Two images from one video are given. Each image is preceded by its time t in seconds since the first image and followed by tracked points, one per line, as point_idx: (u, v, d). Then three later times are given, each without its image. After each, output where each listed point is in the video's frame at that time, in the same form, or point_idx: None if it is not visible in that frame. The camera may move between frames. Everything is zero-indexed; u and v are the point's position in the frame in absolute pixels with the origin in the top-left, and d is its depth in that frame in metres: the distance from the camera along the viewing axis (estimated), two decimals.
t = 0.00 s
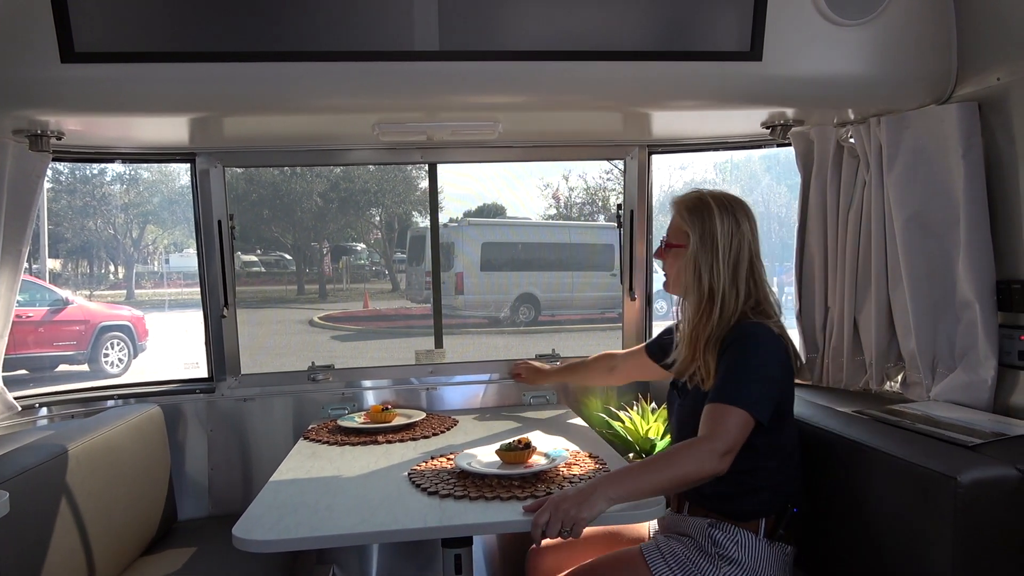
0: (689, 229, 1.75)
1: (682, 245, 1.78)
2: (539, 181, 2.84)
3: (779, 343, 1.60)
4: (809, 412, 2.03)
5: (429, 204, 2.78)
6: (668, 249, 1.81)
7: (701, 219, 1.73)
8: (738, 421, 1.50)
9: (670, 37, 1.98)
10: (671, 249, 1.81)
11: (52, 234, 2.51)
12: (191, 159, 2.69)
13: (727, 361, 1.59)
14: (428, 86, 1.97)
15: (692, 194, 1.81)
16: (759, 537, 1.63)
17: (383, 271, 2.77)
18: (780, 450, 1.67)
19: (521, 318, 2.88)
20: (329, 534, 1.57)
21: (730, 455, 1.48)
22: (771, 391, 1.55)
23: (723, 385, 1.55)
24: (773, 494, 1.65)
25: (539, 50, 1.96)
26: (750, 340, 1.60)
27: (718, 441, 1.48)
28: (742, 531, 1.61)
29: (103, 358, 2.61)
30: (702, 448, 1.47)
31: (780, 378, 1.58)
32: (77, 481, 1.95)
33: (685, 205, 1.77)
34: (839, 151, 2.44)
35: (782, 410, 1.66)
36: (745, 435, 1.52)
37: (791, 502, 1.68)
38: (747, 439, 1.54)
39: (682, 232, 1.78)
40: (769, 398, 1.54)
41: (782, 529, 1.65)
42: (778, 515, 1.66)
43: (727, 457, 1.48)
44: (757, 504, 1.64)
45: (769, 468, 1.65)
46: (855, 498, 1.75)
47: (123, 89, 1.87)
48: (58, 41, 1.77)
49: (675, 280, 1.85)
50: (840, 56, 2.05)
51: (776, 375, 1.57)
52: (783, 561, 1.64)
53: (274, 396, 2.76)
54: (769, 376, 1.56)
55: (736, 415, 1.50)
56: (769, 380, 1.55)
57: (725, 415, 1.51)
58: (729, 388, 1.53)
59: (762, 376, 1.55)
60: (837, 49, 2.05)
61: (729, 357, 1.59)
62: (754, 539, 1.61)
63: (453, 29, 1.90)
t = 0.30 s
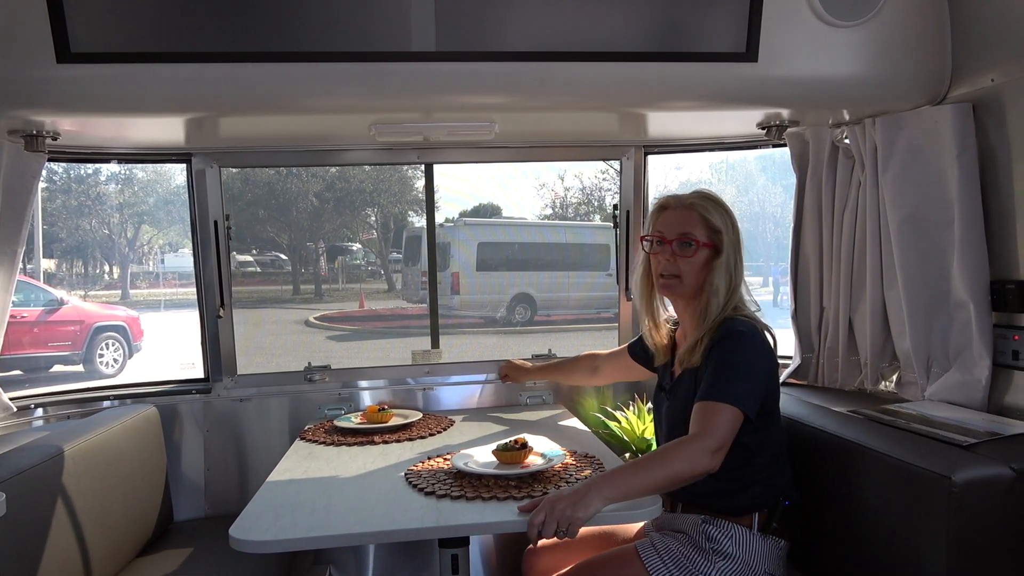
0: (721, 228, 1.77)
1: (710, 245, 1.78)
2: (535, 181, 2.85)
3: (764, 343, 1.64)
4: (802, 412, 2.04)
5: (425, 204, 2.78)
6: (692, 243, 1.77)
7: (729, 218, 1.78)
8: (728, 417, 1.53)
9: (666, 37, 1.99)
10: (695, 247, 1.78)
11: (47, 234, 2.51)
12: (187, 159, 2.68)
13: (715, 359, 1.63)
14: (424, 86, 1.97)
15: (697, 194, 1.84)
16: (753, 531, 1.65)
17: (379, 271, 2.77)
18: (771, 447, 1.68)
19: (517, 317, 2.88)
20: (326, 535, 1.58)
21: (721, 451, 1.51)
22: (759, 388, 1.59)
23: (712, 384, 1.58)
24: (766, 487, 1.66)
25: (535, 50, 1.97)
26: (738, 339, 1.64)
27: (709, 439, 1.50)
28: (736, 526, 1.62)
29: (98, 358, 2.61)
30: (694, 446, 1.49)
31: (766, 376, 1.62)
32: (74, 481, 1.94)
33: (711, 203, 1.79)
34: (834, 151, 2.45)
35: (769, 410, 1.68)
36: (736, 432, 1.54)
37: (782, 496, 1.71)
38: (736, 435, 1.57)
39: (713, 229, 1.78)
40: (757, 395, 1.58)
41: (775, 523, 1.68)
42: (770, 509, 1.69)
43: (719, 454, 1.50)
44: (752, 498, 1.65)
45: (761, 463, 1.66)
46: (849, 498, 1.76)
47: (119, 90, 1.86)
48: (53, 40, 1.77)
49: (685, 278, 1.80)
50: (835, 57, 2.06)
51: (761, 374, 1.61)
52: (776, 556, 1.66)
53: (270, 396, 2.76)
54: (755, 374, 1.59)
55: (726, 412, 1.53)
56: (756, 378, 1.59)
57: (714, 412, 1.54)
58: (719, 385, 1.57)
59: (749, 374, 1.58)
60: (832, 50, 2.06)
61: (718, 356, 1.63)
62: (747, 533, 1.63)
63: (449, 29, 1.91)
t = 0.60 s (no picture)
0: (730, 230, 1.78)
1: (721, 247, 1.78)
2: (531, 181, 2.84)
3: (775, 348, 1.64)
4: (800, 412, 2.05)
5: (421, 204, 2.78)
6: (702, 246, 1.78)
7: (737, 220, 1.80)
8: (733, 425, 1.53)
9: (663, 38, 1.99)
10: (708, 251, 1.78)
11: (43, 234, 2.50)
12: (183, 159, 2.68)
13: (724, 364, 1.63)
14: (421, 86, 1.96)
15: (705, 196, 1.85)
16: (753, 538, 1.64)
17: (375, 271, 2.77)
18: (771, 449, 1.68)
19: (514, 318, 2.88)
20: (323, 535, 1.57)
21: (724, 459, 1.51)
22: (768, 395, 1.59)
23: (719, 389, 1.59)
24: (765, 489, 1.67)
25: (533, 50, 1.97)
26: (748, 345, 1.64)
27: (712, 445, 1.50)
28: (737, 533, 1.63)
29: (94, 358, 2.60)
30: (696, 452, 1.49)
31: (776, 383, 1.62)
32: (70, 482, 1.94)
33: (719, 205, 1.80)
34: (829, 152, 2.46)
35: (775, 415, 1.69)
36: (740, 440, 1.54)
37: (784, 504, 1.69)
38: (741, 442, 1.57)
39: (722, 231, 1.79)
40: (764, 402, 1.58)
41: (776, 531, 1.66)
42: (772, 518, 1.67)
43: (721, 462, 1.50)
44: (750, 499, 1.65)
45: (760, 465, 1.66)
46: (845, 498, 1.76)
47: (116, 90, 1.86)
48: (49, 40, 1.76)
49: (698, 284, 1.79)
50: (831, 58, 2.07)
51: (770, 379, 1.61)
52: (776, 564, 1.65)
53: (267, 396, 2.75)
54: (764, 380, 1.60)
55: (732, 419, 1.53)
56: (764, 384, 1.59)
57: (720, 419, 1.54)
58: (726, 391, 1.57)
59: (758, 380, 1.58)
60: (828, 51, 2.06)
61: (726, 361, 1.63)
62: (748, 540, 1.63)
63: (446, 29, 1.90)
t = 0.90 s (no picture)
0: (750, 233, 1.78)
1: (741, 250, 1.78)
2: (528, 181, 2.84)
3: (787, 352, 1.64)
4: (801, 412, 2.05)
5: (418, 204, 2.78)
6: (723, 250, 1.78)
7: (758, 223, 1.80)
8: (737, 426, 1.54)
9: (660, 38, 1.99)
10: (728, 254, 1.78)
11: (38, 234, 2.49)
12: (179, 158, 2.67)
13: (737, 365, 1.64)
14: (418, 86, 1.96)
15: (724, 198, 1.85)
16: (754, 545, 1.65)
17: (372, 271, 2.76)
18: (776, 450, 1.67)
19: (510, 318, 2.88)
20: (320, 535, 1.57)
21: (725, 460, 1.51)
22: (779, 398, 1.59)
23: (730, 392, 1.59)
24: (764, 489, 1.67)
25: (530, 50, 1.97)
26: (763, 348, 1.64)
27: (712, 444, 1.52)
28: (738, 538, 1.63)
29: (90, 359, 2.60)
30: (696, 450, 1.51)
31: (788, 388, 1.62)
32: (66, 482, 1.93)
33: (739, 207, 1.80)
34: (827, 152, 2.47)
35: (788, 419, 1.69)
36: (745, 441, 1.54)
37: (788, 513, 1.71)
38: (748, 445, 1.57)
39: (742, 234, 1.78)
40: (775, 406, 1.58)
41: (778, 539, 1.67)
42: (775, 525, 1.69)
43: (723, 462, 1.51)
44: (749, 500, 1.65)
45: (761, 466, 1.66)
46: (845, 499, 1.76)
47: (112, 90, 1.85)
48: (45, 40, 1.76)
49: (718, 287, 1.80)
50: (827, 58, 2.07)
51: (782, 383, 1.61)
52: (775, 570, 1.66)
53: (263, 396, 2.75)
54: (777, 384, 1.60)
55: (738, 421, 1.54)
56: (776, 388, 1.59)
57: (726, 420, 1.55)
58: (737, 394, 1.58)
59: (769, 384, 1.59)
60: (824, 51, 2.07)
61: (739, 363, 1.64)
62: (749, 546, 1.63)
63: (442, 29, 1.90)
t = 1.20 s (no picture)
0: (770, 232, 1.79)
1: (761, 248, 1.78)
2: (525, 181, 2.84)
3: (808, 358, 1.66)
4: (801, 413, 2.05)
5: (414, 204, 2.77)
6: (743, 248, 1.78)
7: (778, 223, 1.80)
8: (756, 436, 1.57)
9: (657, 37, 1.99)
10: (748, 252, 1.78)
11: (33, 234, 2.48)
12: (175, 157, 2.66)
13: (756, 368, 1.65)
14: (415, 85, 1.96)
15: (744, 197, 1.85)
16: (756, 551, 1.64)
17: (369, 271, 2.76)
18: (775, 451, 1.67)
19: (507, 318, 2.88)
20: (316, 535, 1.57)
21: (743, 472, 1.56)
22: (796, 404, 1.61)
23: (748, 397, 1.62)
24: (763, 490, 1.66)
25: (527, 49, 1.97)
26: (783, 351, 1.65)
27: (732, 455, 1.56)
28: (740, 544, 1.62)
29: (85, 359, 2.59)
30: (715, 460, 1.56)
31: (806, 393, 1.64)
32: (61, 482, 1.93)
33: (760, 207, 1.81)
34: (823, 151, 2.46)
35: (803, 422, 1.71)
36: (764, 452, 1.58)
37: (790, 519, 1.71)
38: (765, 451, 1.61)
39: (762, 233, 1.79)
40: (794, 412, 1.61)
41: (781, 546, 1.67)
42: (777, 532, 1.68)
43: (740, 474, 1.55)
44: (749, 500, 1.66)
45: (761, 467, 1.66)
46: (846, 502, 1.76)
47: (108, 89, 1.85)
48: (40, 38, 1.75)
49: (736, 284, 1.79)
50: (824, 57, 2.07)
51: (797, 387, 1.62)
52: None
53: (260, 396, 2.74)
54: (794, 390, 1.62)
55: (756, 430, 1.57)
56: (794, 393, 1.62)
57: (746, 429, 1.58)
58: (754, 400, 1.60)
59: (787, 390, 1.61)
60: (821, 50, 2.07)
61: (758, 367, 1.65)
62: (750, 552, 1.62)
63: (439, 28, 1.90)
